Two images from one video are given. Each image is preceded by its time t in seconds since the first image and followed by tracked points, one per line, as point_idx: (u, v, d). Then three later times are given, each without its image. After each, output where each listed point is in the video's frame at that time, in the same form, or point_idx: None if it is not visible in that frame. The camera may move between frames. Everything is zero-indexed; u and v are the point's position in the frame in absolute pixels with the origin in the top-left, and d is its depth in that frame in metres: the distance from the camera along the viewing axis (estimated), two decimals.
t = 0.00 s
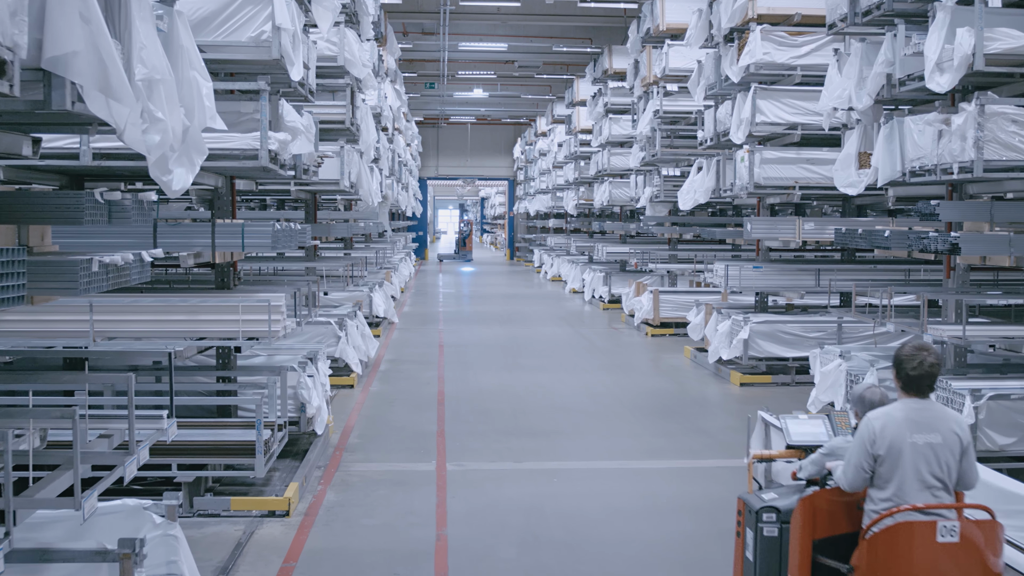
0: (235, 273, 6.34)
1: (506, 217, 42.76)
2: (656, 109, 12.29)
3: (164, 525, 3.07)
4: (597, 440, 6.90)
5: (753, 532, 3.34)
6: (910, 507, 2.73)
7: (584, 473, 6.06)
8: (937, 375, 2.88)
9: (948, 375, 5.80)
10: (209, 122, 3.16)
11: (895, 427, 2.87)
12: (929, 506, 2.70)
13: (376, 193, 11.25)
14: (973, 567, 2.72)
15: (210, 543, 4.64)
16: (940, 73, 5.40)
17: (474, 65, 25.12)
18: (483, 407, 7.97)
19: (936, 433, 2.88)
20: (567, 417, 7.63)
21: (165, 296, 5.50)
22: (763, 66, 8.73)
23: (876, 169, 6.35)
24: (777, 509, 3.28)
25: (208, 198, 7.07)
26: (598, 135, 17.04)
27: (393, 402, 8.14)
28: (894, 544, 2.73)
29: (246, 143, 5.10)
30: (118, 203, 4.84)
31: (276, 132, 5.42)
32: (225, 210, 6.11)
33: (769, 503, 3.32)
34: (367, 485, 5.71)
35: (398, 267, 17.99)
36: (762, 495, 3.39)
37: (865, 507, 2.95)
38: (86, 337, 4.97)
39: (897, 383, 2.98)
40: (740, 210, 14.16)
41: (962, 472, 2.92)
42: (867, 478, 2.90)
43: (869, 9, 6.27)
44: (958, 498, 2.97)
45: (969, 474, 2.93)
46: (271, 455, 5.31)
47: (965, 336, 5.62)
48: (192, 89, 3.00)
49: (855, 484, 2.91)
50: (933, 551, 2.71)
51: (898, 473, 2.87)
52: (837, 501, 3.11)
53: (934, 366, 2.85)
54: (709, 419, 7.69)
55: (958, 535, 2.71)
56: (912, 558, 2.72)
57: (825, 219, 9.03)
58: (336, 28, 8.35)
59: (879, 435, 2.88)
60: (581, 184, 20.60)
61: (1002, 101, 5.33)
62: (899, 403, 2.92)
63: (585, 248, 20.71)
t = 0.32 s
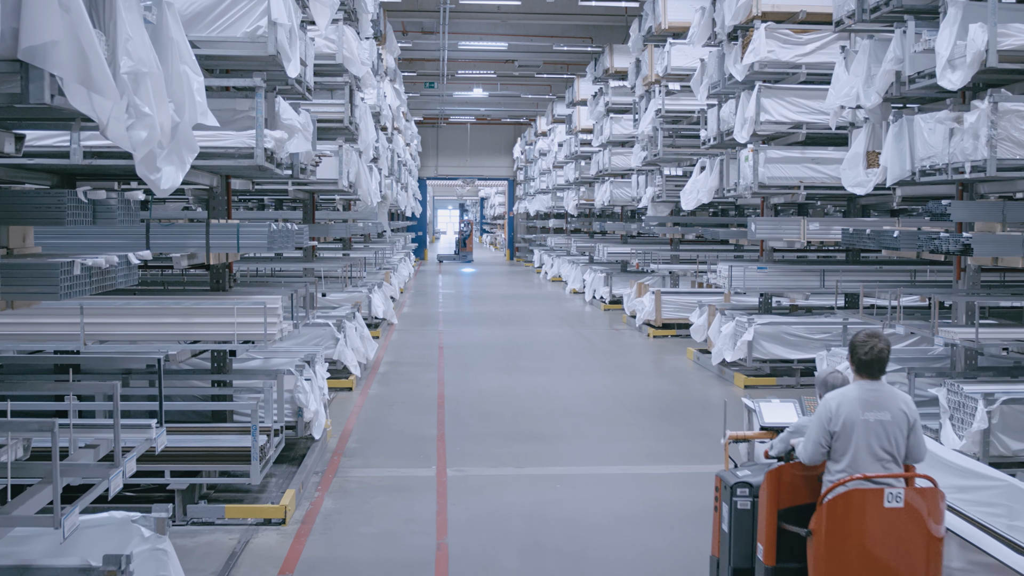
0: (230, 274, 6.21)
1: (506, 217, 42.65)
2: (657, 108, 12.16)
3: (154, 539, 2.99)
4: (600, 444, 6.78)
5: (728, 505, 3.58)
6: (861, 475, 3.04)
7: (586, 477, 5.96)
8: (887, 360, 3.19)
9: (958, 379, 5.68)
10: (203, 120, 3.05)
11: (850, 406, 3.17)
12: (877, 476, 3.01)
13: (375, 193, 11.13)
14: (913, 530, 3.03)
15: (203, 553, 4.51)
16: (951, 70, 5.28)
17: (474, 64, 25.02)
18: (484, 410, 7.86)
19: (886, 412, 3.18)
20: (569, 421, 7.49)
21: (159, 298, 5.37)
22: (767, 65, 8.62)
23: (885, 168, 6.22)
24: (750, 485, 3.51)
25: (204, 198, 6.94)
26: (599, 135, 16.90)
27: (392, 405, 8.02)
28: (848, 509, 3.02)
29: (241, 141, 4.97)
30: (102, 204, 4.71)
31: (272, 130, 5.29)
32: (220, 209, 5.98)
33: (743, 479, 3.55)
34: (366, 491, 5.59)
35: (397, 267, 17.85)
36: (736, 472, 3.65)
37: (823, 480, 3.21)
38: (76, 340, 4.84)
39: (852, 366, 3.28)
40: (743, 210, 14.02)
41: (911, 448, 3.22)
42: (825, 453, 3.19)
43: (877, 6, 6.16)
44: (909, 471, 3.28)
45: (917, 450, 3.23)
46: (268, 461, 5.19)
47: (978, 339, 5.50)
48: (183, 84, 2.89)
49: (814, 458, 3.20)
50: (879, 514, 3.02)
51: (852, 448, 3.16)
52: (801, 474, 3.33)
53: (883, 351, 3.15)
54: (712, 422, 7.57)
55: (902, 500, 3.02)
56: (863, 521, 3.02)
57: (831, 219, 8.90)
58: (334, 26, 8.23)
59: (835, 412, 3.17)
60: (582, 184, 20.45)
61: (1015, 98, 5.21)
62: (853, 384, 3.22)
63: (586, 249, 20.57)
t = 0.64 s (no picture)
0: (225, 275, 6.08)
1: (506, 217, 42.59)
2: (660, 107, 12.03)
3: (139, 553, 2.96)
4: (603, 449, 6.64)
5: (704, 484, 3.61)
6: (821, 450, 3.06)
7: (588, 484, 5.81)
8: (841, 342, 3.29)
9: (970, 385, 5.56)
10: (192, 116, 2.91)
11: (809, 388, 3.24)
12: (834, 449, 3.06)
13: (375, 193, 11.01)
14: (870, 501, 3.09)
15: (196, 562, 4.39)
16: (964, 67, 5.15)
17: (474, 64, 24.89)
18: (485, 414, 7.73)
19: (843, 393, 3.27)
20: (570, 425, 7.34)
21: (152, 300, 5.24)
22: (772, 62, 8.50)
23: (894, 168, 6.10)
24: (725, 463, 3.54)
25: (200, 198, 6.82)
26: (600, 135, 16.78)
27: (392, 408, 7.89)
28: (808, 479, 3.05)
29: (235, 139, 4.85)
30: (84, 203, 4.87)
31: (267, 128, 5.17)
32: (215, 209, 5.85)
33: (719, 458, 3.58)
34: (364, 498, 5.46)
35: (396, 266, 17.75)
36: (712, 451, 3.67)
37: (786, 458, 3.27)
38: (66, 344, 4.72)
39: (810, 350, 3.37)
40: (745, 210, 13.90)
41: (866, 426, 3.32)
42: (788, 432, 3.25)
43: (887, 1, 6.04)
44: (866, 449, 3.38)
45: (873, 428, 3.33)
46: (263, 467, 5.06)
47: (991, 342, 5.37)
48: (170, 78, 2.75)
49: (778, 439, 3.26)
50: (838, 486, 3.06)
51: (813, 428, 3.23)
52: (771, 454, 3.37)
53: (839, 335, 3.26)
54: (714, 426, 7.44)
55: (859, 472, 3.07)
56: (822, 492, 3.06)
57: (836, 219, 8.76)
58: (332, 23, 8.11)
59: (797, 394, 3.24)
60: (583, 184, 20.33)
61: None
62: (812, 369, 3.30)
63: (587, 249, 20.45)
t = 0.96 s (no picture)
0: (220, 277, 5.95)
1: (506, 217, 42.52)
2: (661, 106, 11.90)
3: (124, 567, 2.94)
4: (607, 454, 6.50)
5: (684, 465, 4.07)
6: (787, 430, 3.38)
7: (593, 491, 5.65)
8: (806, 333, 3.63)
9: (983, 389, 5.43)
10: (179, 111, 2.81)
11: (778, 373, 3.59)
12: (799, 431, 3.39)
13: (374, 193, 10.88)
14: (832, 477, 3.38)
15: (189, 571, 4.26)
16: (977, 63, 5.03)
17: (474, 62, 24.74)
18: (487, 417, 7.61)
19: (807, 378, 3.62)
20: (572, 430, 7.19)
21: (143, 302, 5.11)
22: (776, 60, 8.41)
23: (902, 167, 5.99)
24: (703, 446, 4.00)
25: (195, 199, 6.70)
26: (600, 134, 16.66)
27: (391, 412, 7.77)
28: (776, 458, 3.35)
29: (229, 137, 4.72)
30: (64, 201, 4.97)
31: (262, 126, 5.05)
32: (209, 209, 5.72)
33: (698, 441, 4.05)
34: (362, 504, 5.33)
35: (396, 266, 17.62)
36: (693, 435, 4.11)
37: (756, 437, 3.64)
38: (55, 347, 4.59)
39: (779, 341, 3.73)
40: (748, 210, 13.77)
41: (830, 408, 3.67)
42: (759, 415, 3.60)
43: None
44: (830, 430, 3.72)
45: (835, 410, 3.68)
46: (257, 473, 4.93)
47: (1005, 345, 5.22)
48: (156, 71, 2.65)
49: (749, 420, 3.63)
50: (804, 463, 3.35)
51: (780, 410, 3.58)
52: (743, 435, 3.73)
53: (804, 326, 3.60)
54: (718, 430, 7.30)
55: (822, 450, 3.35)
56: (788, 470, 3.36)
57: (842, 220, 8.64)
58: (330, 20, 7.99)
59: (766, 378, 3.59)
60: (584, 184, 20.21)
61: None
62: (780, 357, 3.65)
63: (588, 250, 20.30)
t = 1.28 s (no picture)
0: (214, 279, 5.81)
1: (506, 217, 42.44)
2: (664, 105, 11.76)
3: None
4: (610, 459, 6.36)
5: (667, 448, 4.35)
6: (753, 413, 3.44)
7: (599, 499, 5.50)
8: (778, 322, 3.74)
9: (997, 394, 5.29)
10: (164, 102, 2.69)
11: (751, 360, 3.69)
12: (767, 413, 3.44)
13: (373, 192, 10.73)
14: (798, 455, 3.49)
15: None
16: (990, 59, 4.90)
17: (474, 62, 24.61)
18: (489, 420, 7.49)
19: (779, 365, 3.71)
20: (574, 435, 7.03)
21: (135, 304, 4.98)
22: (781, 57, 8.25)
23: (912, 166, 5.85)
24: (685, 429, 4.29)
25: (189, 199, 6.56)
26: (601, 133, 16.53)
27: (390, 415, 7.62)
28: (746, 442, 3.45)
29: (223, 134, 4.59)
30: (44, 199, 4.75)
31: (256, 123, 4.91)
32: (204, 209, 5.59)
33: (680, 426, 4.34)
34: (360, 512, 5.20)
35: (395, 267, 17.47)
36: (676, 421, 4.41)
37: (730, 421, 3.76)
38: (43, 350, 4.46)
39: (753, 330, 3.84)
40: (751, 209, 13.63)
41: (798, 395, 3.76)
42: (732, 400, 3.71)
43: None
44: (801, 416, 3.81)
45: (805, 397, 3.78)
46: (252, 480, 4.78)
47: (1020, 348, 5.08)
48: (140, 63, 2.53)
49: (724, 404, 3.75)
50: (771, 443, 3.46)
51: (753, 395, 3.69)
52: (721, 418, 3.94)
53: (777, 316, 3.71)
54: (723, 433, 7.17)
55: (790, 430, 3.47)
56: (758, 451, 3.46)
57: (847, 220, 8.52)
58: (328, 17, 7.85)
59: (739, 364, 3.70)
60: (584, 183, 20.09)
61: None
62: (754, 345, 3.77)
63: (589, 250, 20.16)
